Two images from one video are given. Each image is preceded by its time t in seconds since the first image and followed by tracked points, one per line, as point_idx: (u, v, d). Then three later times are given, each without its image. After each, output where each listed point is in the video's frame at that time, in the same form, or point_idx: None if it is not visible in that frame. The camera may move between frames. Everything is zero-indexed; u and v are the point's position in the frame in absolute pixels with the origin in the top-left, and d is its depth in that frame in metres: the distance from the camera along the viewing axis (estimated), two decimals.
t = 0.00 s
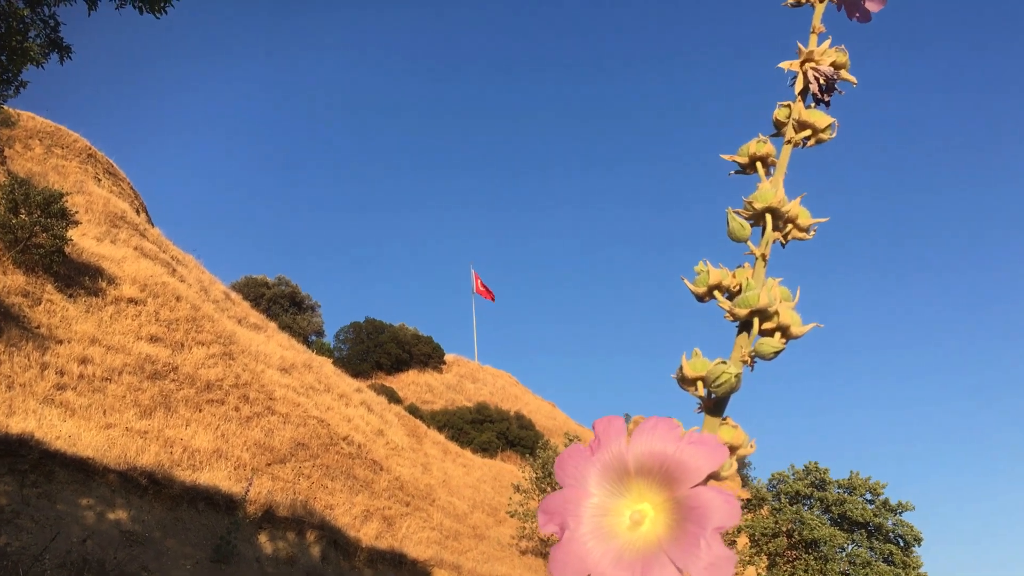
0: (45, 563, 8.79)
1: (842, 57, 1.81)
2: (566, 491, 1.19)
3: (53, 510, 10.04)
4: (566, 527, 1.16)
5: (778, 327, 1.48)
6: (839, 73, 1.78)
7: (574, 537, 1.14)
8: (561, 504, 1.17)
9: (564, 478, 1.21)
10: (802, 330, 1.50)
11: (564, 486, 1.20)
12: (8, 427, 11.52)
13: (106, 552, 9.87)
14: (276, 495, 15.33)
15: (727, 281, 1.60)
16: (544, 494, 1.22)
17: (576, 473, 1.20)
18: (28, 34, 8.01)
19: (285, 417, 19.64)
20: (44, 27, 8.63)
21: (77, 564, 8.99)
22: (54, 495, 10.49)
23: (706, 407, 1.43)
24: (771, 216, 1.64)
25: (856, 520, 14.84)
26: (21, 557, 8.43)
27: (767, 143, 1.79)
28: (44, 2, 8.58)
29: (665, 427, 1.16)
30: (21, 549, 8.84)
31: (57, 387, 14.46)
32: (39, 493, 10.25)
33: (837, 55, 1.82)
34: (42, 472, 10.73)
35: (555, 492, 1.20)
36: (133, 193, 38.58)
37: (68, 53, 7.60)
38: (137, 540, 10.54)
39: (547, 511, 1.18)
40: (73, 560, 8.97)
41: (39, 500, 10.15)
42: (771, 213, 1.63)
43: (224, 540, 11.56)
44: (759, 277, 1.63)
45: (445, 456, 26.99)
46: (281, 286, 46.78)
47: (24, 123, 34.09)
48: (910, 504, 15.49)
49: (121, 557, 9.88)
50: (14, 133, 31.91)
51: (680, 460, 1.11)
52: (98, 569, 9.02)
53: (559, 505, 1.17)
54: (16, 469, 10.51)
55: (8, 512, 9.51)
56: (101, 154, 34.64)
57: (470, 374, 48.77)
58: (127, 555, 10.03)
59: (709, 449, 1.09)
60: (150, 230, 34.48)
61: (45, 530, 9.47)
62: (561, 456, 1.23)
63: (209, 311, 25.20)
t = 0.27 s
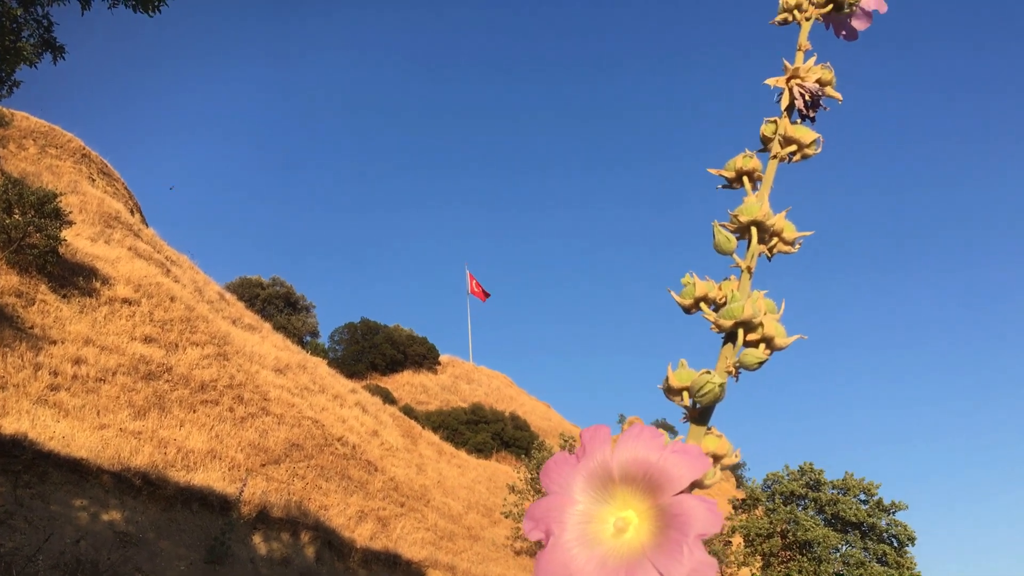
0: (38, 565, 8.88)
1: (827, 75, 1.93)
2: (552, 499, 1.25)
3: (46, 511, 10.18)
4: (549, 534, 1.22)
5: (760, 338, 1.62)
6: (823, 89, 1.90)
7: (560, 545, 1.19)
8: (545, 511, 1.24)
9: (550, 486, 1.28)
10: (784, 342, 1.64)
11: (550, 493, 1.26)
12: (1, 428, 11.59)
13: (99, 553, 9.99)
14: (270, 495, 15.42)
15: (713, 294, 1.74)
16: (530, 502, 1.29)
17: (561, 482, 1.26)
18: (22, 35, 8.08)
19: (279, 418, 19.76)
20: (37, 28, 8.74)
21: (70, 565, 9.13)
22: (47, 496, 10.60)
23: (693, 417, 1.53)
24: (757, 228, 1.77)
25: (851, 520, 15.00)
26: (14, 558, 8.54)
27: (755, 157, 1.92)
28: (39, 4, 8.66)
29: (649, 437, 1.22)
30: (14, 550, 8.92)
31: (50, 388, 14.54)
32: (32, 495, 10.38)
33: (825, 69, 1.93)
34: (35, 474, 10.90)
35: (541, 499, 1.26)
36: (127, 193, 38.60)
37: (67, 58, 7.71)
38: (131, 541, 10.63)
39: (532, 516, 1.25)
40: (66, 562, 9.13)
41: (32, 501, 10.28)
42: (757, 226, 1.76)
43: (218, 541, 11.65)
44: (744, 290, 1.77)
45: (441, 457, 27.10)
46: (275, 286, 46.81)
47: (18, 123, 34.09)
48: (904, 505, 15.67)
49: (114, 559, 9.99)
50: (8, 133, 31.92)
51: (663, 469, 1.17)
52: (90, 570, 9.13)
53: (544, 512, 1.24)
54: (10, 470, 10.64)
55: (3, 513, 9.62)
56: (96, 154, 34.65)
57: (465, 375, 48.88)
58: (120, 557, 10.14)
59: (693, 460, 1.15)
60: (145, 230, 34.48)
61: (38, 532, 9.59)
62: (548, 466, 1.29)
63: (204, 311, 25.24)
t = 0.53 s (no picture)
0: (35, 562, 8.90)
1: (805, 86, 1.97)
2: (533, 499, 1.30)
3: (43, 509, 10.18)
4: (531, 534, 1.27)
5: (738, 342, 1.66)
6: (801, 100, 1.94)
7: (541, 543, 1.24)
8: (527, 512, 1.29)
9: (532, 488, 1.33)
10: (761, 345, 1.68)
11: (531, 495, 1.31)
12: None
13: (96, 551, 10.00)
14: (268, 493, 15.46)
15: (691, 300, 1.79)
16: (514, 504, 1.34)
17: (542, 483, 1.31)
18: (15, 30, 8.07)
19: (277, 416, 19.84)
20: (33, 25, 8.77)
21: (67, 563, 9.14)
22: (45, 494, 10.61)
23: (673, 419, 1.57)
24: (735, 236, 1.81)
25: (848, 517, 15.07)
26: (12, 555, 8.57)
27: (733, 167, 1.96)
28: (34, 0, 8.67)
29: (628, 438, 1.26)
30: (12, 548, 8.93)
31: (48, 386, 14.57)
32: (29, 493, 10.38)
33: (803, 83, 1.99)
34: (32, 471, 10.90)
35: (524, 500, 1.31)
36: (124, 191, 38.56)
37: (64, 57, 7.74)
38: (128, 539, 10.67)
39: (514, 518, 1.30)
40: (63, 560, 9.15)
41: (29, 499, 10.28)
42: (734, 234, 1.80)
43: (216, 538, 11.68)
44: (722, 296, 1.81)
45: (438, 455, 27.15)
46: (273, 284, 46.81)
47: (15, 120, 34.04)
48: (901, 502, 15.75)
49: (111, 557, 10.02)
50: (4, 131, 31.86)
51: (641, 469, 1.21)
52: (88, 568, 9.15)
53: (527, 513, 1.28)
54: (7, 468, 10.66)
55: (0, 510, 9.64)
56: (92, 151, 34.60)
57: (462, 372, 48.93)
58: (118, 554, 10.17)
59: (670, 459, 1.18)
60: (142, 227, 34.46)
61: (35, 530, 9.60)
62: (531, 469, 1.34)
63: (201, 309, 25.25)
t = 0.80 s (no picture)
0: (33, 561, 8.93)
1: (777, 98, 2.01)
2: (506, 504, 1.34)
3: (41, 508, 10.21)
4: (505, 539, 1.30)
5: (711, 349, 1.70)
6: (773, 111, 1.99)
7: (514, 547, 1.28)
8: (501, 516, 1.33)
9: (507, 493, 1.36)
10: (735, 352, 1.72)
11: (505, 501, 1.35)
12: None
13: (93, 550, 10.03)
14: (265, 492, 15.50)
15: (665, 308, 1.83)
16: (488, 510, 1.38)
17: (517, 488, 1.35)
18: (11, 31, 8.09)
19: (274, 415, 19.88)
20: (29, 24, 8.78)
21: (65, 563, 9.16)
22: (42, 493, 10.63)
23: (648, 425, 1.61)
24: (708, 245, 1.86)
25: (846, 516, 15.13)
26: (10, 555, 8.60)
27: (707, 178, 2.01)
28: None
29: (600, 443, 1.30)
30: (8, 547, 8.95)
31: (45, 385, 14.58)
32: (26, 492, 10.39)
33: (775, 95, 2.04)
34: (29, 471, 10.92)
35: (497, 506, 1.34)
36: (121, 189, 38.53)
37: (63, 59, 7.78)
38: (125, 538, 10.70)
39: (488, 522, 1.33)
40: (61, 559, 9.17)
41: (26, 498, 10.30)
42: (708, 243, 1.85)
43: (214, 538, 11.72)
44: (696, 303, 1.85)
45: (436, 453, 27.19)
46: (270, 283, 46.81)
47: (12, 119, 33.99)
48: (900, 500, 15.80)
49: (108, 556, 10.05)
50: (1, 130, 31.84)
51: (613, 473, 1.24)
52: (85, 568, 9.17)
53: (501, 518, 1.32)
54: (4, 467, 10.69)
55: None
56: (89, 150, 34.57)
57: (461, 371, 48.97)
58: (115, 553, 10.19)
59: (640, 464, 1.22)
60: (139, 225, 34.44)
61: (32, 529, 9.62)
62: (505, 474, 1.38)
63: (199, 308, 25.26)
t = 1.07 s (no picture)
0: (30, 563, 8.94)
1: (756, 112, 2.08)
2: (489, 512, 1.40)
3: (38, 509, 10.22)
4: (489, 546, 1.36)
5: (691, 358, 1.77)
6: (751, 125, 2.06)
7: (497, 553, 1.34)
8: (485, 524, 1.39)
9: (491, 500, 1.43)
10: (713, 360, 1.80)
11: (489, 509, 1.41)
12: None
13: (91, 551, 10.05)
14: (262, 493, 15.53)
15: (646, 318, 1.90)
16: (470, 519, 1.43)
17: (500, 497, 1.41)
18: (7, 32, 8.11)
19: (271, 415, 19.91)
20: (25, 24, 8.79)
21: (62, 564, 9.17)
22: (39, 494, 10.63)
23: (629, 432, 1.68)
24: (688, 256, 1.93)
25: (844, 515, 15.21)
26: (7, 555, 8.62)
27: (687, 190, 2.08)
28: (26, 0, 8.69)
29: (580, 452, 1.37)
30: (6, 548, 8.95)
31: (41, 386, 14.59)
32: (23, 493, 10.39)
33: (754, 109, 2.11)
34: (26, 472, 10.93)
35: (481, 515, 1.40)
36: (117, 189, 38.48)
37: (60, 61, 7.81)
38: (122, 539, 10.72)
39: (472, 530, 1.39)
40: (58, 561, 9.17)
41: (23, 500, 10.30)
42: (687, 254, 1.92)
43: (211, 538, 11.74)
44: (676, 313, 1.92)
45: (433, 454, 27.23)
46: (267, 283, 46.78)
47: (8, 119, 33.92)
48: (896, 499, 15.89)
49: (106, 556, 10.08)
50: None
51: (595, 481, 1.32)
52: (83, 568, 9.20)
53: (484, 524, 1.38)
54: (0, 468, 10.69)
55: None
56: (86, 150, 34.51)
57: (458, 371, 49.02)
58: (112, 554, 10.22)
59: (620, 471, 1.30)
60: (136, 226, 34.41)
61: (29, 530, 9.62)
62: (489, 482, 1.44)
63: (196, 309, 25.26)
